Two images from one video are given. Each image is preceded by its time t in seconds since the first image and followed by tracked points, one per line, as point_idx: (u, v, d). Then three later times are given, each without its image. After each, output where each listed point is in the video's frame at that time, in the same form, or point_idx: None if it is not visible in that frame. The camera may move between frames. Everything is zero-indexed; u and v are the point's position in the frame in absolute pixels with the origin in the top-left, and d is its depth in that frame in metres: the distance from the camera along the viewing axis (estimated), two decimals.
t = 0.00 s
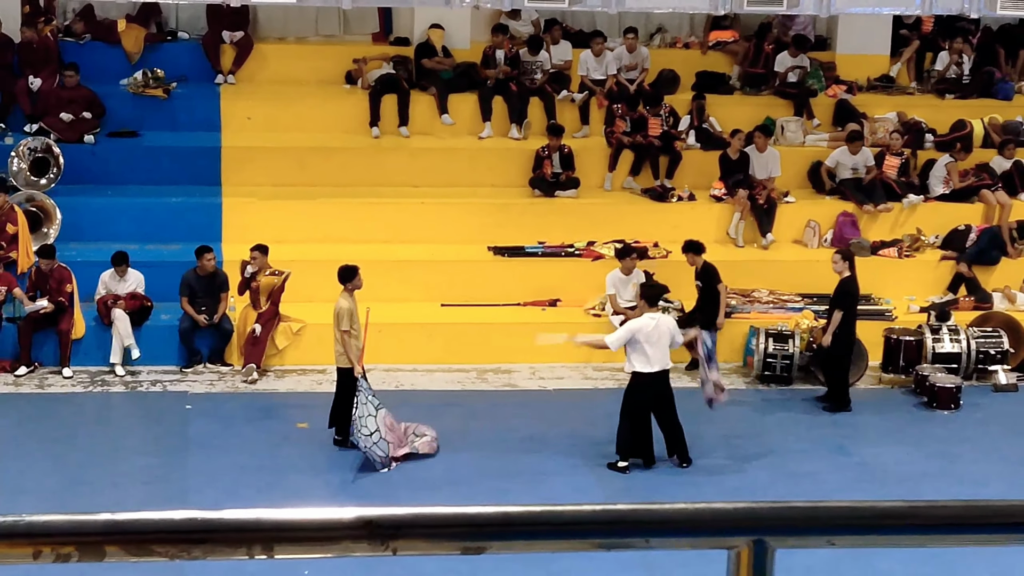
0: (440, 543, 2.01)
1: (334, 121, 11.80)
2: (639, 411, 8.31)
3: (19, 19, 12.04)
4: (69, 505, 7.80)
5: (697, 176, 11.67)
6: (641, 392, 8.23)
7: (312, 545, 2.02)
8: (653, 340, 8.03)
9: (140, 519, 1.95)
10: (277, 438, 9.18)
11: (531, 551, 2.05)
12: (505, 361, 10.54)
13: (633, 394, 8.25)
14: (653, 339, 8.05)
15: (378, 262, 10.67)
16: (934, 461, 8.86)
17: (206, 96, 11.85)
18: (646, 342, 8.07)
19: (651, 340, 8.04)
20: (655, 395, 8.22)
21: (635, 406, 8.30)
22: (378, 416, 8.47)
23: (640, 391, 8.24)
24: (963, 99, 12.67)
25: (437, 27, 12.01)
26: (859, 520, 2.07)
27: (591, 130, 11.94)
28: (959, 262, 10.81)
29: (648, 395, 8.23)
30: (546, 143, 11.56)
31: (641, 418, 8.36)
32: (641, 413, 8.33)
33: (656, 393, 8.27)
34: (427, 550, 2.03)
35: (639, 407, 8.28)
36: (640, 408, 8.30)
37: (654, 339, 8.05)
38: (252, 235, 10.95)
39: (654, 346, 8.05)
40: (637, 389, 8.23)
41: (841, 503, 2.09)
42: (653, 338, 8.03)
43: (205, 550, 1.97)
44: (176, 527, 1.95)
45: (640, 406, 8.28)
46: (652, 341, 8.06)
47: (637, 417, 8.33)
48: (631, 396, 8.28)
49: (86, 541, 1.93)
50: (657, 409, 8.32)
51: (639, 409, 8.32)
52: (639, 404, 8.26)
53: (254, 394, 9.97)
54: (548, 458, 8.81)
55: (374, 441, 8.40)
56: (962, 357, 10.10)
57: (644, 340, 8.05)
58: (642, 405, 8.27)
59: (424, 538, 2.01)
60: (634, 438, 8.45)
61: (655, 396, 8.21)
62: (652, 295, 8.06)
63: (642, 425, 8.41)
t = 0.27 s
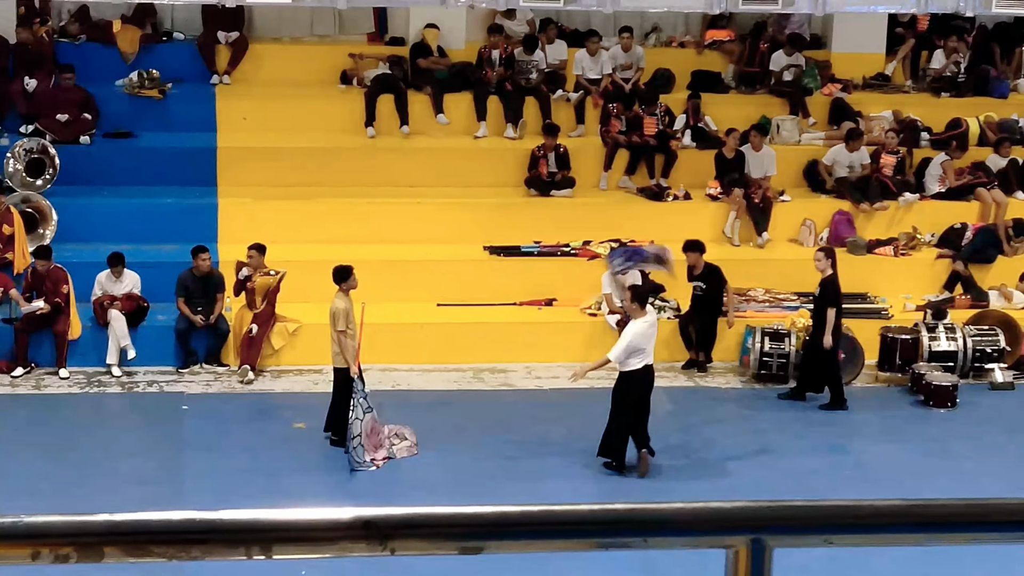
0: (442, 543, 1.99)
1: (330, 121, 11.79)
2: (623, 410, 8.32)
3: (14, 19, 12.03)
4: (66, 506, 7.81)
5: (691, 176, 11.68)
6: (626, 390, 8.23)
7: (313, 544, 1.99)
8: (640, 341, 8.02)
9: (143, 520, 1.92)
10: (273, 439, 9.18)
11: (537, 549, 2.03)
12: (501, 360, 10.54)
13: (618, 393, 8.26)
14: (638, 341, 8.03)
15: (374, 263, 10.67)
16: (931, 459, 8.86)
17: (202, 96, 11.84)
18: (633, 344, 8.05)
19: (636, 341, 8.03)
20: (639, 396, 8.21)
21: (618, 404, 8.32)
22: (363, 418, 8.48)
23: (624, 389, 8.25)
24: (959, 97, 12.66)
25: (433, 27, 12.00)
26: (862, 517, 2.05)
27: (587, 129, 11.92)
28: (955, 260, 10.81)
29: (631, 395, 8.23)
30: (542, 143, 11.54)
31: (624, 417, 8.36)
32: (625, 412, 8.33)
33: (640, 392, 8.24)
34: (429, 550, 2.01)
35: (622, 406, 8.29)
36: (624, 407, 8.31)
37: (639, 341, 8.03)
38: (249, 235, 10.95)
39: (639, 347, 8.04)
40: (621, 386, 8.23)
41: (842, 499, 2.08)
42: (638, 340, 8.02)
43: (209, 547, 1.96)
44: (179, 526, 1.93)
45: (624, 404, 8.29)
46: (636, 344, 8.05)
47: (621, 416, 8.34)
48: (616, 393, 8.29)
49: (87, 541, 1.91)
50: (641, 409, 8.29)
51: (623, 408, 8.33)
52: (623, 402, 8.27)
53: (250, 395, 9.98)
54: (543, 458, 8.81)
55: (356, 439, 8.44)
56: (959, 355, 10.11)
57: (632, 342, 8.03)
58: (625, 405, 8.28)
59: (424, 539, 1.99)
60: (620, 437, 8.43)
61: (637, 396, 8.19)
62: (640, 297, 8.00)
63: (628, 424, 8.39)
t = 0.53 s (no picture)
0: (445, 543, 1.88)
1: (335, 122, 11.78)
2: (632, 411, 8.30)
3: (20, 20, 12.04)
4: (71, 506, 7.81)
5: (696, 178, 11.67)
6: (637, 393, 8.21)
7: (314, 544, 1.89)
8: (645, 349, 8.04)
9: (143, 520, 1.83)
10: (278, 440, 9.17)
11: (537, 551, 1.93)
12: (507, 362, 10.54)
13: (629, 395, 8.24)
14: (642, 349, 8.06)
15: (380, 264, 10.67)
16: (937, 461, 8.85)
17: (208, 97, 11.83)
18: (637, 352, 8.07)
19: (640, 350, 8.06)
20: (649, 401, 8.18)
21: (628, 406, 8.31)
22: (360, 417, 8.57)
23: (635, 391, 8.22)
24: (964, 99, 12.67)
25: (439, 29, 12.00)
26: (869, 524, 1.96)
27: (592, 131, 11.92)
28: (961, 263, 10.81)
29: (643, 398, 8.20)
30: (548, 144, 11.54)
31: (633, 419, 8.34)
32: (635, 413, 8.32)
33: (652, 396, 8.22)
34: (434, 551, 1.89)
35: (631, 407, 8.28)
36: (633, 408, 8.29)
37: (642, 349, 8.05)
38: (254, 236, 10.95)
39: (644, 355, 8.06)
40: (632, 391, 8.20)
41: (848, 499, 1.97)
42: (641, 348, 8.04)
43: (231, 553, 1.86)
44: (184, 528, 1.83)
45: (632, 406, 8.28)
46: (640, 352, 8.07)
47: (630, 417, 8.32)
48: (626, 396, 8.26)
49: (88, 543, 1.81)
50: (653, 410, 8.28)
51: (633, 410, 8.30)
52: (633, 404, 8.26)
53: (256, 396, 9.98)
54: (550, 459, 8.81)
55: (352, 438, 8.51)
56: (964, 357, 10.11)
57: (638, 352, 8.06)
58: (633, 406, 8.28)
59: (427, 540, 1.88)
60: (631, 439, 8.37)
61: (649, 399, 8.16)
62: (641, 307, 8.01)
63: (638, 427, 8.36)
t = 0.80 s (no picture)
0: (451, 534, 1.78)
1: (340, 116, 11.78)
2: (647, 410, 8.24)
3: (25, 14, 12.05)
4: (76, 498, 7.83)
5: (700, 171, 11.66)
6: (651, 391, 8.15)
7: (320, 534, 1.78)
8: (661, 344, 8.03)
9: (149, 511, 1.73)
10: (282, 433, 9.17)
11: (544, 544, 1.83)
12: (511, 355, 10.55)
13: (645, 393, 8.16)
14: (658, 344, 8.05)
15: (384, 258, 10.67)
16: (941, 455, 8.85)
17: (212, 91, 11.83)
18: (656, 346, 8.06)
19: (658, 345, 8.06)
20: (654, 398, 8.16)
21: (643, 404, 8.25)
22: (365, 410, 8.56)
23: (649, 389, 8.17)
24: (969, 92, 12.59)
25: (444, 22, 11.99)
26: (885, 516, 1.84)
27: (597, 124, 11.90)
28: (965, 256, 10.79)
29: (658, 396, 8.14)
30: (552, 138, 11.53)
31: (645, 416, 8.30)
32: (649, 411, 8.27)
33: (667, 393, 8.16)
34: (438, 542, 1.79)
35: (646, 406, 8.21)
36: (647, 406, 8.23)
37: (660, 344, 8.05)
38: (258, 230, 10.95)
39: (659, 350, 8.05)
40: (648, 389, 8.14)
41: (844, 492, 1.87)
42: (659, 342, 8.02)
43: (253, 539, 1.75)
44: (190, 519, 1.73)
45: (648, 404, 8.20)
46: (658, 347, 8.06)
47: (643, 414, 8.28)
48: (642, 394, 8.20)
49: (93, 533, 1.71)
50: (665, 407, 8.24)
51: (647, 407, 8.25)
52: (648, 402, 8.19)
53: (260, 389, 9.99)
54: (554, 452, 8.81)
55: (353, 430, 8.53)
56: (969, 351, 10.07)
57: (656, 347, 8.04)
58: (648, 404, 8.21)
59: (434, 531, 1.77)
60: (638, 434, 8.41)
61: (666, 399, 8.10)
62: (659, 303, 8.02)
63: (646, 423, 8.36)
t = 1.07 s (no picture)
0: (451, 534, 1.78)
1: (340, 115, 11.77)
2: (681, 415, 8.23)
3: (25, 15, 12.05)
4: (79, 499, 7.83)
5: (701, 168, 11.65)
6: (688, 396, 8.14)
7: (322, 534, 1.79)
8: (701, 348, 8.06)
9: (151, 512, 1.74)
10: (285, 433, 9.17)
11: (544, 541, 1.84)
12: (514, 354, 10.55)
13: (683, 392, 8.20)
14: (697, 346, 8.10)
15: (386, 257, 10.67)
16: (945, 451, 8.85)
17: (212, 91, 11.83)
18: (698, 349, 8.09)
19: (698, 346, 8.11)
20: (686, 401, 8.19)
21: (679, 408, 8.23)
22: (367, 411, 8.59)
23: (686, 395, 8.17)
24: (970, 88, 12.63)
25: (444, 21, 11.99)
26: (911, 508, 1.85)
27: (598, 122, 11.89)
28: (967, 252, 10.79)
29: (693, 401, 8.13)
30: (554, 136, 11.52)
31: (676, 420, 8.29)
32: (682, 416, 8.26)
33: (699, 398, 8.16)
34: (439, 542, 1.79)
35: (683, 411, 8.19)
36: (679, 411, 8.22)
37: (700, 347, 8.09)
38: (260, 230, 10.95)
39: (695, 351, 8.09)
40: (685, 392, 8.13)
41: (852, 488, 1.88)
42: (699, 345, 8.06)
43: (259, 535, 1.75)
44: (189, 519, 1.74)
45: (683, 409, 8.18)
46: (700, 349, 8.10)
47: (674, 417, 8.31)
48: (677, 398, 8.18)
49: (98, 534, 1.73)
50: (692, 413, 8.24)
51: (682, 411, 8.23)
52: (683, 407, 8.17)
53: (263, 389, 9.99)
54: (558, 450, 8.81)
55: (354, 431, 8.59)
56: (971, 347, 10.08)
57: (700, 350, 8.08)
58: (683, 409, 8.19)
59: (435, 530, 1.78)
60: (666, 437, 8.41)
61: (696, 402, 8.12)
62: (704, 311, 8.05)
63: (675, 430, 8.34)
